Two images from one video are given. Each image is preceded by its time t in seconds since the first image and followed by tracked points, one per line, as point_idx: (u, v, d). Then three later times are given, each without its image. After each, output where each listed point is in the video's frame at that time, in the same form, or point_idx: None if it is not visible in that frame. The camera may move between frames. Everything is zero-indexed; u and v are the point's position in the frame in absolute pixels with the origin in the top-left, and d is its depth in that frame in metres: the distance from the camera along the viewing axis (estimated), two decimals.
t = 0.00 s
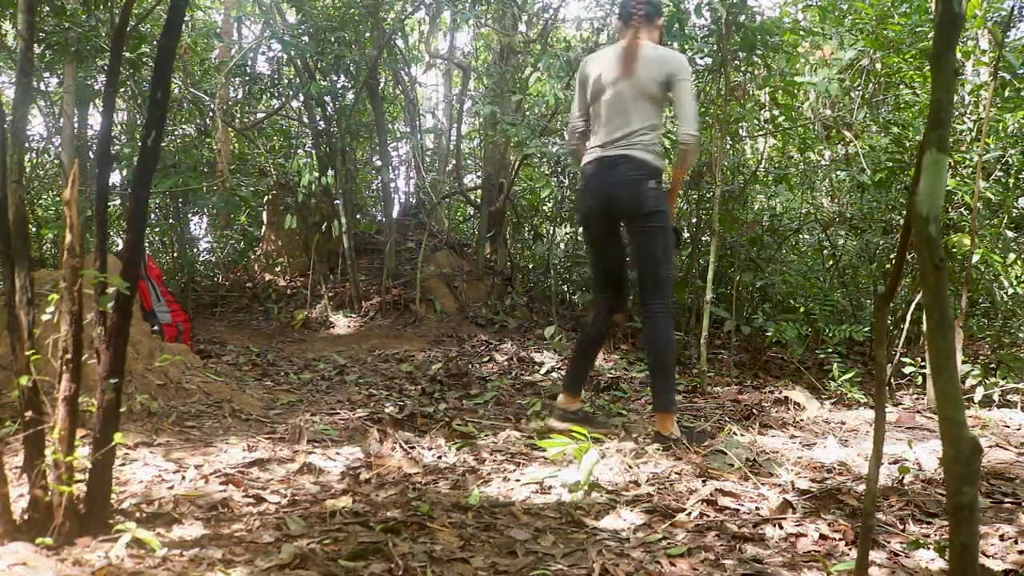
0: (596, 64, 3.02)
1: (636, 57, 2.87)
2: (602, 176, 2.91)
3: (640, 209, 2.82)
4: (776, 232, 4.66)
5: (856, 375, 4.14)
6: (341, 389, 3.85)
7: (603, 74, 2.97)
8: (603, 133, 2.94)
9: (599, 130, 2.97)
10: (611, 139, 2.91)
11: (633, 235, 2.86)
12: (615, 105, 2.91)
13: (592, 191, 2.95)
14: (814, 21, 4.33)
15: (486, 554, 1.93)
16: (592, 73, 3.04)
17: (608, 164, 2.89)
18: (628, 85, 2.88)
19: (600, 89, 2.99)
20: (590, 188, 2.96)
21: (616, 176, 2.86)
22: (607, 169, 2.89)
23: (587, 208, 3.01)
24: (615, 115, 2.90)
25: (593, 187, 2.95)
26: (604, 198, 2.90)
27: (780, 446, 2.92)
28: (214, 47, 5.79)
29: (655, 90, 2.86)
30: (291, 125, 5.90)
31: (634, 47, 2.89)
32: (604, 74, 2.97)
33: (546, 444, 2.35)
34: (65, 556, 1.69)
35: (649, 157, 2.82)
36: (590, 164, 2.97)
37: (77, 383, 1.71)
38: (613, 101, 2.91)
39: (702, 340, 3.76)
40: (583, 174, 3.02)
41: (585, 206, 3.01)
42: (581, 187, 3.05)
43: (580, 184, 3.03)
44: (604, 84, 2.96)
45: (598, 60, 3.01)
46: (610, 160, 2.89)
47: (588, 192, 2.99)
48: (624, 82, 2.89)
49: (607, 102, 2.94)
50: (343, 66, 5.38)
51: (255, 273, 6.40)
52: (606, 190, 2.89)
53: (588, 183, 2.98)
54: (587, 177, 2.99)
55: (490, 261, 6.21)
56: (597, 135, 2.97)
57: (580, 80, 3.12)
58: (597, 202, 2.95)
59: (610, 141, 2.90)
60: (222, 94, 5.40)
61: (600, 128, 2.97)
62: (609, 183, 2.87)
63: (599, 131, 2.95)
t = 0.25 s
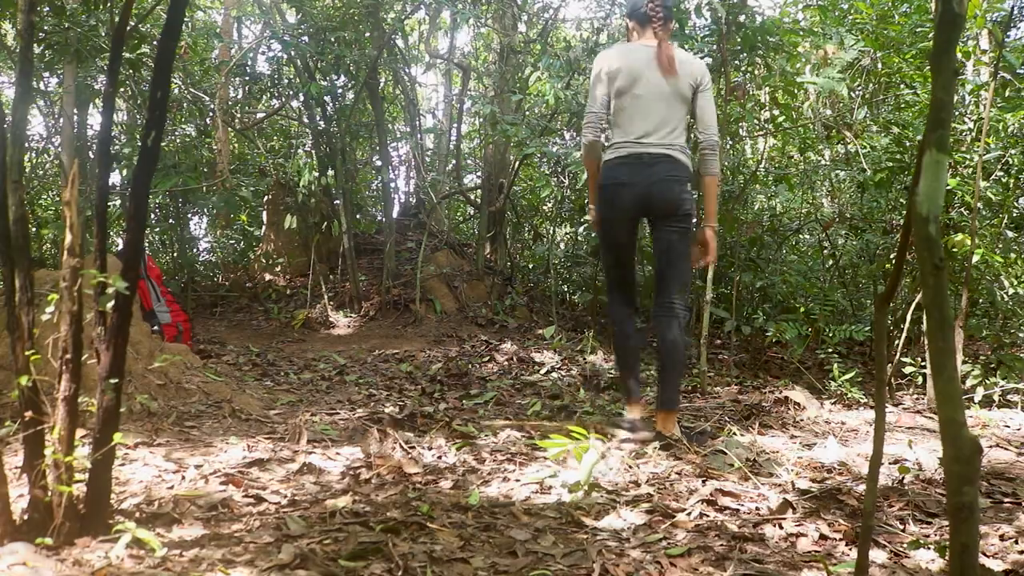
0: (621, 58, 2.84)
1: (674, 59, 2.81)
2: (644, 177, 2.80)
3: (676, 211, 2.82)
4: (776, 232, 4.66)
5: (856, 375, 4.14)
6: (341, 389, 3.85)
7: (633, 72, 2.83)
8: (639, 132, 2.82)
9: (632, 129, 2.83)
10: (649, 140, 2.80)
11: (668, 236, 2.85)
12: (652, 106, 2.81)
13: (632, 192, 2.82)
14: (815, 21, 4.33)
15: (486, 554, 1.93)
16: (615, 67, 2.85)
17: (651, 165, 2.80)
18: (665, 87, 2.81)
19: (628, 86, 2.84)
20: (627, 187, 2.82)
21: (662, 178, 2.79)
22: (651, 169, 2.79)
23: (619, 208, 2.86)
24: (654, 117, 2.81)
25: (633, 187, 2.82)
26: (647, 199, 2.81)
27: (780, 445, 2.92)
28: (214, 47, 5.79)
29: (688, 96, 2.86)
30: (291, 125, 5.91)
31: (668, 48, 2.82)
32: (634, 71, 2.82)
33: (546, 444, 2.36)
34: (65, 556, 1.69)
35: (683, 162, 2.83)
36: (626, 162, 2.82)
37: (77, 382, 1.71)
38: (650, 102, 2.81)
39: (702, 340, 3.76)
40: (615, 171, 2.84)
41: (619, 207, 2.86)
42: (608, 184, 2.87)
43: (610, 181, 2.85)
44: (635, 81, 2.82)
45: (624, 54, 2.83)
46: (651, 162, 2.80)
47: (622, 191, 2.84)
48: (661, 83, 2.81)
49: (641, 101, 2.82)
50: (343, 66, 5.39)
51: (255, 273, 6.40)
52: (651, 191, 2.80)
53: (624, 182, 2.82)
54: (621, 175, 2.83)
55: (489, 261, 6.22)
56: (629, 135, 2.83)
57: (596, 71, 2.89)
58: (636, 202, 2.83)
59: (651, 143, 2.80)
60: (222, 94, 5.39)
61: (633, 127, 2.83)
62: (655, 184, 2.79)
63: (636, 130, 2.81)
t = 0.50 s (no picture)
0: (630, 71, 3.10)
1: (673, 73, 3.15)
2: (662, 182, 3.05)
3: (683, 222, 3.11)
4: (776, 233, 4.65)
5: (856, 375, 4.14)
6: (341, 389, 3.85)
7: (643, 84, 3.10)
8: (655, 140, 3.06)
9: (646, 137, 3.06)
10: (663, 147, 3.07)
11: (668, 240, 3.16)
12: (663, 114, 3.09)
13: (653, 196, 3.04)
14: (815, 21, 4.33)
15: (486, 554, 1.93)
16: (624, 78, 3.10)
17: (666, 171, 3.06)
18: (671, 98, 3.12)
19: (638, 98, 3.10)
20: (649, 191, 3.04)
21: (676, 186, 3.07)
22: (667, 176, 3.06)
23: (636, 210, 3.05)
24: (666, 124, 3.09)
25: (654, 190, 3.04)
26: (665, 204, 3.06)
27: (781, 445, 2.92)
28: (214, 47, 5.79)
29: (685, 107, 3.21)
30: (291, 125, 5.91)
31: (667, 63, 3.16)
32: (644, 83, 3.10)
33: (546, 444, 2.35)
34: (65, 556, 1.69)
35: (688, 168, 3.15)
36: (646, 168, 3.03)
37: (77, 382, 1.71)
38: (661, 112, 3.09)
39: (702, 340, 3.75)
40: (636, 176, 3.02)
41: (638, 209, 3.05)
42: (627, 188, 3.04)
43: (633, 185, 3.02)
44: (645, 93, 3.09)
45: (633, 66, 3.09)
46: (667, 167, 3.06)
47: (643, 195, 3.04)
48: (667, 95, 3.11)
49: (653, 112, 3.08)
50: (343, 66, 5.40)
51: (255, 272, 6.40)
52: (668, 196, 3.07)
53: (645, 185, 3.02)
54: (643, 180, 3.03)
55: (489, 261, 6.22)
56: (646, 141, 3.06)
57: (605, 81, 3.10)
58: (654, 207, 3.06)
59: (667, 150, 3.06)
60: (222, 95, 5.39)
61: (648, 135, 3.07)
62: (671, 191, 3.07)
63: (655, 137, 3.05)
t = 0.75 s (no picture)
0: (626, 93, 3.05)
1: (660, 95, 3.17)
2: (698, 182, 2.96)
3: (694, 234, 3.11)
4: (776, 233, 4.64)
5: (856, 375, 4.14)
6: (341, 389, 3.85)
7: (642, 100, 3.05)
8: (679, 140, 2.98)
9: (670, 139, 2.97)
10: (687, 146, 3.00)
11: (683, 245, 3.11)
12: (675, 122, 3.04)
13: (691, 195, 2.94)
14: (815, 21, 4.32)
15: (486, 554, 1.93)
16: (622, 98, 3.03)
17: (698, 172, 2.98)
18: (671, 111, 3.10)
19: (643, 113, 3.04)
20: (688, 190, 2.93)
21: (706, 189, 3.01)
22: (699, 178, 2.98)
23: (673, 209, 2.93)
24: (681, 130, 3.03)
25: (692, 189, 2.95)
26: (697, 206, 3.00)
27: (781, 445, 2.92)
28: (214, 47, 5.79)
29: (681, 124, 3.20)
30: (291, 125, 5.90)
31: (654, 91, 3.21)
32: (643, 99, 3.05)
33: (546, 444, 2.35)
34: (65, 556, 1.69)
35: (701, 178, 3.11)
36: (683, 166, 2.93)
37: (77, 383, 1.71)
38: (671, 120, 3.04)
39: (702, 340, 3.75)
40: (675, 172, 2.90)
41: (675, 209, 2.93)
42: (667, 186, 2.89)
43: (676, 181, 2.88)
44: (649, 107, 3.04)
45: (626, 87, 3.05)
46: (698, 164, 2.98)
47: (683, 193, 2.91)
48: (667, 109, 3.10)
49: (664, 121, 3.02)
50: (343, 66, 5.41)
51: (255, 273, 6.40)
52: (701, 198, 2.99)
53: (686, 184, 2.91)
54: (683, 177, 2.91)
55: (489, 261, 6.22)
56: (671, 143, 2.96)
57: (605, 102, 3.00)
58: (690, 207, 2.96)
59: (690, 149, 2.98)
60: (222, 95, 5.39)
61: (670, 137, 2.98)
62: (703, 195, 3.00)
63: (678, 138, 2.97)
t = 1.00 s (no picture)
0: (623, 146, 3.02)
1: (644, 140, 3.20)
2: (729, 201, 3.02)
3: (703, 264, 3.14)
4: (776, 233, 4.63)
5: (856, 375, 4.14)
6: (341, 389, 3.85)
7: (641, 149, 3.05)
8: (696, 168, 3.02)
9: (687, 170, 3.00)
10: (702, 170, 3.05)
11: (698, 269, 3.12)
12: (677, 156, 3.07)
13: (730, 216, 2.99)
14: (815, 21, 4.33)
15: (486, 554, 1.93)
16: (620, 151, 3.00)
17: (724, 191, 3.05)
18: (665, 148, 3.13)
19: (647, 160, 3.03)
20: (725, 210, 2.98)
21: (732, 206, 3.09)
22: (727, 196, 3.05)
23: (714, 233, 2.95)
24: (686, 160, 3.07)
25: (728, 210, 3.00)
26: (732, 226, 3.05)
27: (780, 445, 2.92)
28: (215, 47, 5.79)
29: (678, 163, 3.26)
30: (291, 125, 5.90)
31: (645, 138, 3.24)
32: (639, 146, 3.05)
33: (546, 444, 2.35)
34: (65, 556, 1.69)
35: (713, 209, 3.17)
36: (712, 185, 2.97)
37: (77, 383, 1.71)
38: (674, 155, 3.07)
39: (702, 340, 3.75)
40: (712, 193, 2.93)
41: (716, 232, 2.96)
42: (710, 209, 2.91)
43: (713, 204, 2.90)
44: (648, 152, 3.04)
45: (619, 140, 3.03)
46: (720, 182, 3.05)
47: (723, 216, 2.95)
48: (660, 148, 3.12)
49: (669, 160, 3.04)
50: (343, 66, 5.43)
51: (254, 273, 6.39)
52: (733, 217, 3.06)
53: (725, 204, 2.95)
54: (720, 197, 2.95)
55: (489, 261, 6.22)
56: (689, 174, 2.99)
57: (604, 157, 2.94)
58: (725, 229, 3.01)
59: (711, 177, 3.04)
60: (222, 95, 5.39)
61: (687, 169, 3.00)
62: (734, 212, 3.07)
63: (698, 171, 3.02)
